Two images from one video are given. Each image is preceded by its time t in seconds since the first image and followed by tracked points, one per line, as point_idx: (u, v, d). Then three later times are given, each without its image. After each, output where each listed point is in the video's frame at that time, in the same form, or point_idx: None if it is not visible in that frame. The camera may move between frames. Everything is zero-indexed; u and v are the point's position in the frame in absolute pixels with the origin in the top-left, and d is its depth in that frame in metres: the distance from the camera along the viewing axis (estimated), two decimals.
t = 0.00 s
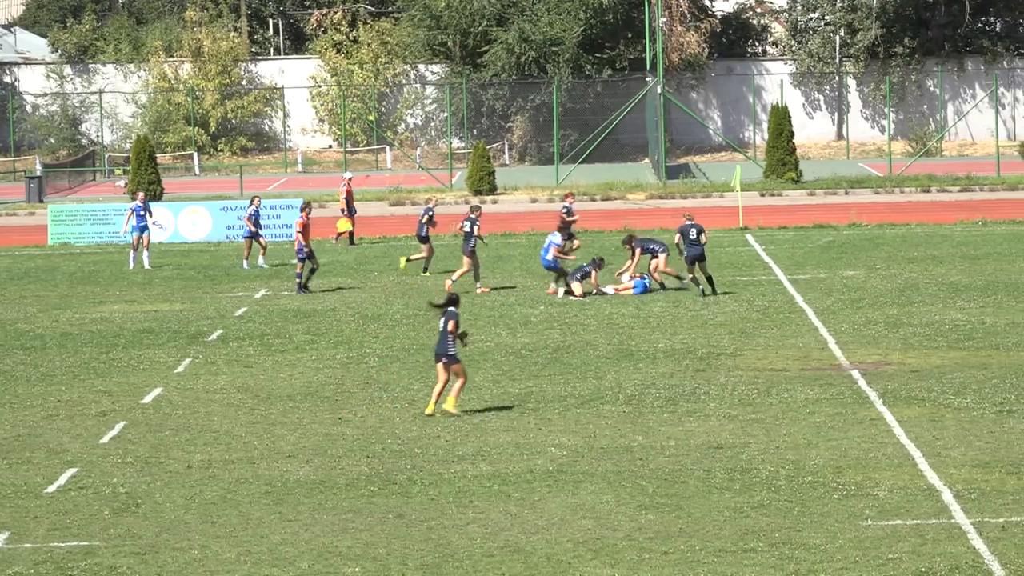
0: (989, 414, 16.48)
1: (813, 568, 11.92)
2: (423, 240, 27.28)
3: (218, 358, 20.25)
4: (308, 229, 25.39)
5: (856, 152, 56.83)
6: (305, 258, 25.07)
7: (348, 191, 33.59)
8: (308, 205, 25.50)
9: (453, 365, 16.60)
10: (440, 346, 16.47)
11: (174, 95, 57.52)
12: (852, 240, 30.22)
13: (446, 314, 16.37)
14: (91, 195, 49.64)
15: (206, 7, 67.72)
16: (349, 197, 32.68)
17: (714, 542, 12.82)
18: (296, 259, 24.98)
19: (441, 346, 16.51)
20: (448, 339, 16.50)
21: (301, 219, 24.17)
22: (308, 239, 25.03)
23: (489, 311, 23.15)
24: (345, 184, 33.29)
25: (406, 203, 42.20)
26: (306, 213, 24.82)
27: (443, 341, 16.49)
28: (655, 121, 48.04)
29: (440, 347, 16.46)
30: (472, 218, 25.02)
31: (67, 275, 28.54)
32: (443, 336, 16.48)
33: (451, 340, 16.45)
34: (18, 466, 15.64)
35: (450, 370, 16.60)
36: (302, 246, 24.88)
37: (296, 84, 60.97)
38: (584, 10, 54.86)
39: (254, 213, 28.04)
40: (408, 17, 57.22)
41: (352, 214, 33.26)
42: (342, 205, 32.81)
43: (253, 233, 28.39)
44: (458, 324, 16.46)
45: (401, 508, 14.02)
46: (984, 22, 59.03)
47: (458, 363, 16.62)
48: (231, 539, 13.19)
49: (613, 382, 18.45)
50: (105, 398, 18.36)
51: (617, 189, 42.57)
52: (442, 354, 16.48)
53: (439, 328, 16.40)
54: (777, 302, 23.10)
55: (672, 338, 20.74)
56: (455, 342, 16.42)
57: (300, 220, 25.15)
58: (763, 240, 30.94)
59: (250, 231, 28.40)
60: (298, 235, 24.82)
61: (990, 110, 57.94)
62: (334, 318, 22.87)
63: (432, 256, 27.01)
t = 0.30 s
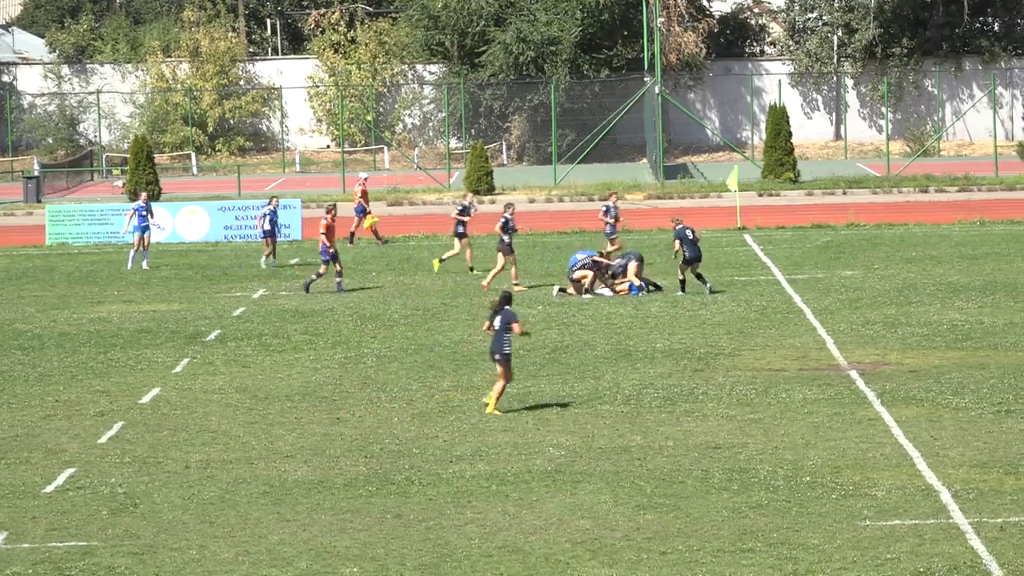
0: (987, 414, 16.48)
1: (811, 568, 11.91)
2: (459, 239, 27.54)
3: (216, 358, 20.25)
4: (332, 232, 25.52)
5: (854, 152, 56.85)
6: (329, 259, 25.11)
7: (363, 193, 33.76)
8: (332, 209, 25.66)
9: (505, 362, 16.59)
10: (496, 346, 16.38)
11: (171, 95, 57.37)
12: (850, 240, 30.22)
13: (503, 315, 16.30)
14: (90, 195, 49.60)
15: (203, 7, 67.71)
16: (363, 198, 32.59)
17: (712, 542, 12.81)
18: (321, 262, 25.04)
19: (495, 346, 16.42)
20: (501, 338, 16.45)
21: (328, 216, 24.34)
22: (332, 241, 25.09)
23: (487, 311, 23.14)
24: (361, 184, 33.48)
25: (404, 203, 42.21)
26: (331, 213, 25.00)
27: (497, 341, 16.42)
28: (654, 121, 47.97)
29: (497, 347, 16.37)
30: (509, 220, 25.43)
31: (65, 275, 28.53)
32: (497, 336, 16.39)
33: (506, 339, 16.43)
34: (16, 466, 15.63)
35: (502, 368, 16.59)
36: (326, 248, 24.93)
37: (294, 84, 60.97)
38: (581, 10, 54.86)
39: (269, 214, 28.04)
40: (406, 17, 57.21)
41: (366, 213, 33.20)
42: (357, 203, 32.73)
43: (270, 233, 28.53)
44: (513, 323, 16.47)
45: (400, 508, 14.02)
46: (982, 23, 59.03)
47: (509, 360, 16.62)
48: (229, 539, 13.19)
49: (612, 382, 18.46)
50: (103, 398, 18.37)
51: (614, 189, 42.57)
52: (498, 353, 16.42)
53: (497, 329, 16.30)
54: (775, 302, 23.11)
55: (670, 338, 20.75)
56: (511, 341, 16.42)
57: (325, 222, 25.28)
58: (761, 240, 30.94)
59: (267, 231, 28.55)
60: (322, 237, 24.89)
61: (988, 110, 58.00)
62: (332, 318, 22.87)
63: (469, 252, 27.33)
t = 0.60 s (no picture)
0: (987, 414, 16.47)
1: (811, 568, 11.91)
2: (493, 234, 27.17)
3: (216, 358, 20.25)
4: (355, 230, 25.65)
5: (854, 152, 56.83)
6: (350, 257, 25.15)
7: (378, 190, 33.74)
8: (356, 208, 25.79)
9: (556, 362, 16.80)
10: (545, 345, 16.62)
11: (172, 95, 57.45)
12: (850, 240, 30.22)
13: (548, 314, 16.64)
14: (90, 195, 49.59)
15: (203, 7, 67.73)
16: (379, 198, 32.56)
17: (712, 542, 12.81)
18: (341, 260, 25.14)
19: (543, 346, 16.68)
20: (550, 338, 16.70)
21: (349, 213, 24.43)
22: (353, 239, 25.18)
23: (488, 312, 23.14)
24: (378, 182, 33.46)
25: (405, 203, 42.22)
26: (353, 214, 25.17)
27: (545, 341, 16.68)
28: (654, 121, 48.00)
29: (546, 346, 16.61)
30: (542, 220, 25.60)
31: (65, 275, 28.52)
32: (544, 335, 16.65)
33: (555, 338, 16.66)
34: (17, 466, 15.63)
35: (554, 368, 16.76)
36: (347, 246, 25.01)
37: (294, 84, 60.98)
38: (580, 10, 54.85)
39: (285, 213, 28.08)
40: (406, 17, 57.22)
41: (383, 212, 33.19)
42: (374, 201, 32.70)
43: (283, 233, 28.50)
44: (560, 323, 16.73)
45: (400, 508, 14.02)
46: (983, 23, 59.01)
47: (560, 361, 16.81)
48: (229, 539, 13.18)
49: (612, 382, 18.46)
50: (104, 398, 18.37)
51: (615, 189, 42.53)
52: (547, 352, 16.64)
53: (542, 328, 16.60)
54: (776, 302, 23.10)
55: (671, 338, 20.76)
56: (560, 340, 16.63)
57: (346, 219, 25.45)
58: (762, 240, 30.92)
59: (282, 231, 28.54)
60: (342, 234, 24.98)
61: (988, 110, 58.05)
62: (332, 318, 22.87)
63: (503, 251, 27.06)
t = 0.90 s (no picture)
0: (988, 414, 16.48)
1: (811, 568, 11.91)
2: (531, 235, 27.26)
3: (217, 358, 20.26)
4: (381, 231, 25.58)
5: (854, 151, 56.83)
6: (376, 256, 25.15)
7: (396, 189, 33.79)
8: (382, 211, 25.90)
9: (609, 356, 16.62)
10: (593, 342, 16.57)
11: (172, 95, 57.49)
12: (851, 239, 30.22)
13: (594, 310, 16.46)
14: (90, 195, 49.56)
15: (204, 7, 67.68)
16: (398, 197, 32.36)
17: (713, 542, 12.81)
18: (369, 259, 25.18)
19: (594, 341, 16.60)
20: (599, 333, 16.53)
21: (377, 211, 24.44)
22: (380, 241, 25.26)
23: (488, 312, 23.14)
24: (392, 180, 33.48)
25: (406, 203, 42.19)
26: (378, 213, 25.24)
27: (595, 336, 16.57)
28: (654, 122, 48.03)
29: (593, 342, 16.53)
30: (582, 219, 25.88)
31: (66, 275, 28.51)
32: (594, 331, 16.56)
33: (602, 333, 16.48)
34: (17, 466, 15.62)
35: (606, 363, 16.61)
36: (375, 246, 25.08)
37: (294, 84, 60.98)
38: (580, 10, 54.89)
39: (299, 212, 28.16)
40: (407, 17, 57.21)
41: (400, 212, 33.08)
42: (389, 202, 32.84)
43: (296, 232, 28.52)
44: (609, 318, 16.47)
45: (401, 508, 14.03)
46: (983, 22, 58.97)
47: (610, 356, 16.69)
48: (229, 539, 13.18)
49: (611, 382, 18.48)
50: (104, 398, 18.36)
51: (616, 189, 42.51)
52: (596, 348, 16.55)
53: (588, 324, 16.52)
54: (776, 302, 23.09)
55: (671, 338, 20.76)
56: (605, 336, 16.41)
57: (371, 221, 25.50)
58: (762, 240, 30.90)
59: (294, 231, 28.56)
60: (369, 234, 25.04)
61: (988, 110, 58.07)
62: (331, 318, 22.88)
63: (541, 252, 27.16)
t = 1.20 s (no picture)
0: (989, 414, 16.46)
1: (812, 568, 11.90)
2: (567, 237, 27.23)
3: (218, 358, 20.25)
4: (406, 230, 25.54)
5: (855, 151, 56.80)
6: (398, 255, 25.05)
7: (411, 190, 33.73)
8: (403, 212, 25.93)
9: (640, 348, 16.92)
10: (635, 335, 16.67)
11: (173, 95, 57.53)
12: (851, 239, 30.19)
13: (641, 304, 16.60)
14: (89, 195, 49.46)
15: (205, 7, 67.62)
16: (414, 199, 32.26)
17: (714, 541, 12.81)
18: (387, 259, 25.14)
19: (632, 334, 16.70)
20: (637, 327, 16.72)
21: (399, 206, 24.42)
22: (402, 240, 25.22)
23: (489, 311, 23.13)
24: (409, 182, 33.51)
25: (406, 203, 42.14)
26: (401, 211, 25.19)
27: (635, 331, 16.70)
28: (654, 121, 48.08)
29: (635, 335, 16.63)
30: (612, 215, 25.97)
31: (66, 275, 28.47)
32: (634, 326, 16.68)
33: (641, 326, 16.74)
34: (18, 466, 15.61)
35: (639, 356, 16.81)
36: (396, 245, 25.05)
37: (295, 84, 60.96)
38: (580, 9, 54.91)
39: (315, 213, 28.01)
40: (408, 17, 57.17)
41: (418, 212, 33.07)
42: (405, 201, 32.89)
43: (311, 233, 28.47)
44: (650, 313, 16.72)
45: (401, 508, 14.02)
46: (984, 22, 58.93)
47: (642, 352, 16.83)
48: (230, 539, 13.17)
49: (612, 381, 18.48)
50: (104, 398, 18.34)
51: (616, 189, 42.48)
52: (636, 342, 16.68)
53: (636, 319, 16.58)
54: (777, 302, 23.07)
55: (672, 338, 20.74)
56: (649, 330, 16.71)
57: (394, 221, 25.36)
58: (763, 240, 30.87)
59: (309, 232, 28.54)
60: (391, 232, 25.05)
61: (989, 110, 58.08)
62: (331, 318, 22.86)
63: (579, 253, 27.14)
